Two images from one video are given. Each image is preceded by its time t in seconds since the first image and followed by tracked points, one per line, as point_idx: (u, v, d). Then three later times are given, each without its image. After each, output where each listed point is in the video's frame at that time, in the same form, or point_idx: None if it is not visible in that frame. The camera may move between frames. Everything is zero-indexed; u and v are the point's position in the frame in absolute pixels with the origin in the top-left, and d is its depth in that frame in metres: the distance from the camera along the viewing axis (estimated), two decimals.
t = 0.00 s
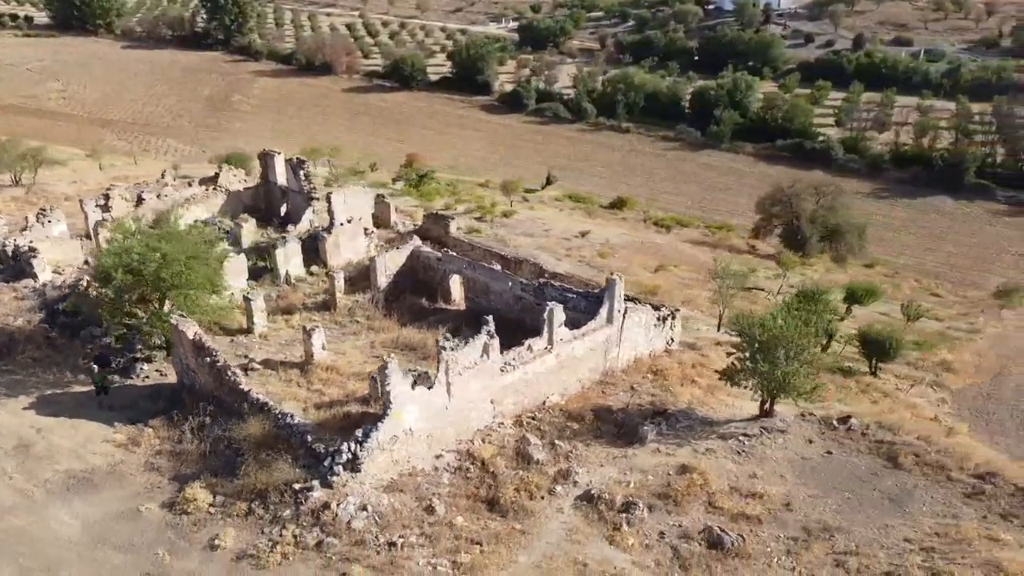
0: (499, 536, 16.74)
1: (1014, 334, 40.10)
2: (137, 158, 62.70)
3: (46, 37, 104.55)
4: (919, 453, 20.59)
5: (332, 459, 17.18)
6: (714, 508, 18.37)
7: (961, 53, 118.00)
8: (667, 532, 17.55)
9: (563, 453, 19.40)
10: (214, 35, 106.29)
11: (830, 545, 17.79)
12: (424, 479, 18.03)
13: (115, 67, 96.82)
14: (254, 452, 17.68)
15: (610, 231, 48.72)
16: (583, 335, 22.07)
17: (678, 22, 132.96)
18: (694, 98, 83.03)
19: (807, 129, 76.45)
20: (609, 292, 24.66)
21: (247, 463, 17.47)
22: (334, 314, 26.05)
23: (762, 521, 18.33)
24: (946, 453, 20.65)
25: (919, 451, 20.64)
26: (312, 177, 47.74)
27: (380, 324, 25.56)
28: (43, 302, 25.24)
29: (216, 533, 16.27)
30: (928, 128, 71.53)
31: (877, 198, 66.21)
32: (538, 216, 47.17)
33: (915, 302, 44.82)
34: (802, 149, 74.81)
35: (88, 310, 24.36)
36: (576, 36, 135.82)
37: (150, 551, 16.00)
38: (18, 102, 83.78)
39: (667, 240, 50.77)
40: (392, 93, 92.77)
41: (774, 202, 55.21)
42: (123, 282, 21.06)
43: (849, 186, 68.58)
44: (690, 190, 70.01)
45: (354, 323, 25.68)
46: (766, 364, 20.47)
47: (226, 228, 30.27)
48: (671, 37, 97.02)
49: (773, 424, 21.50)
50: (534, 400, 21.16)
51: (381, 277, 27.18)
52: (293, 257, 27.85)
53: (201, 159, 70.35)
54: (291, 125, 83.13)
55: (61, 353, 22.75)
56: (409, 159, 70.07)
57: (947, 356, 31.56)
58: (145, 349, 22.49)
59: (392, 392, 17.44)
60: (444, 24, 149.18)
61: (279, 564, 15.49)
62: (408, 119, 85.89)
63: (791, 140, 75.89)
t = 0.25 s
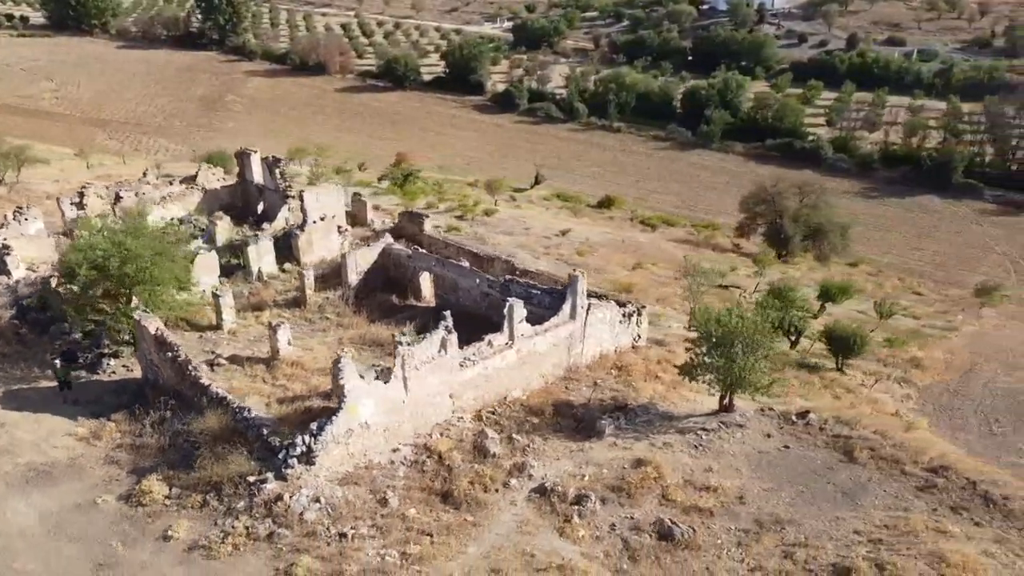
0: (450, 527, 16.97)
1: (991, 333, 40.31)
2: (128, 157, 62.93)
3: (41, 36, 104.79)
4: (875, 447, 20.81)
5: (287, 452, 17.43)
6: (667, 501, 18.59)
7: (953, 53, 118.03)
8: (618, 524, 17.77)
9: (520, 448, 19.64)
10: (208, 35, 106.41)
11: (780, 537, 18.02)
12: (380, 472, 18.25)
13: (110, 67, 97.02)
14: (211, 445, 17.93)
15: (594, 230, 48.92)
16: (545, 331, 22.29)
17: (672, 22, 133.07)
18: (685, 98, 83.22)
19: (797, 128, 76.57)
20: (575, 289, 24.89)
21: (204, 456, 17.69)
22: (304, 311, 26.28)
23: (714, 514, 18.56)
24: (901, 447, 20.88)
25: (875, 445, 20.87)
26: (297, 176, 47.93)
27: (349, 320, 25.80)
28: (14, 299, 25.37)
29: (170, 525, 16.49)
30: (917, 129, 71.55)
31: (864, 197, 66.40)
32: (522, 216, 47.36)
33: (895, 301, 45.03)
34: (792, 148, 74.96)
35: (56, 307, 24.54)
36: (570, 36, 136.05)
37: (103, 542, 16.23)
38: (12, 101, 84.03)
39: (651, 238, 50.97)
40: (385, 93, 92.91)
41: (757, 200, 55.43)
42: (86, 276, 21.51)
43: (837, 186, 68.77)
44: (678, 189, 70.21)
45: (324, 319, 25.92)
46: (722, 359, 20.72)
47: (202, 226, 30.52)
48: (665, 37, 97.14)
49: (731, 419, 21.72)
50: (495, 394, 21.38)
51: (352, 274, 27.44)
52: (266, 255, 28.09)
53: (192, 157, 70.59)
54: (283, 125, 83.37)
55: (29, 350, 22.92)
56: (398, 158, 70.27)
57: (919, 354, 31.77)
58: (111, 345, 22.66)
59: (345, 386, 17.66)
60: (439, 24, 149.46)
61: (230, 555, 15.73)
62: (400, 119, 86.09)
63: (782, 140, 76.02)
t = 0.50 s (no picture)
0: (408, 521, 17.13)
1: (971, 331, 40.50)
2: (118, 156, 63.15)
3: (37, 36, 105.04)
4: (837, 442, 20.98)
5: (247, 446, 17.58)
6: (626, 494, 18.77)
7: (947, 53, 118.00)
8: (576, 518, 17.93)
9: (483, 443, 19.80)
10: (204, 35, 106.62)
11: (737, 531, 18.18)
12: (341, 467, 18.41)
13: (105, 66, 97.26)
14: (173, 439, 18.10)
15: (580, 229, 49.10)
16: (512, 327, 22.44)
17: (667, 21, 133.22)
18: (678, 97, 83.37)
19: (789, 128, 76.74)
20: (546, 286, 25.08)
21: (165, 450, 17.87)
22: (278, 307, 26.48)
23: (673, 508, 18.72)
24: (863, 443, 21.05)
25: (837, 441, 21.04)
26: (285, 175, 48.13)
27: (323, 317, 25.97)
28: None
29: (129, 518, 16.67)
30: (908, 127, 71.62)
31: (853, 197, 66.55)
32: (508, 215, 47.54)
33: (877, 300, 45.20)
34: (783, 147, 75.12)
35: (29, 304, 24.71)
36: (565, 36, 136.23)
37: (63, 535, 16.40)
38: (6, 101, 84.28)
39: (637, 237, 51.14)
40: (378, 92, 93.11)
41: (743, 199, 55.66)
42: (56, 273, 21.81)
43: (827, 185, 68.92)
44: (668, 189, 70.40)
45: (297, 316, 26.10)
46: (683, 355, 20.94)
47: (178, 225, 30.72)
48: (659, 37, 97.28)
49: (696, 415, 21.89)
50: (461, 390, 21.54)
51: (328, 272, 27.60)
52: (241, 253, 28.26)
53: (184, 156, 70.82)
54: (277, 125, 83.61)
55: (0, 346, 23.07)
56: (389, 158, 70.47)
57: (894, 352, 31.93)
58: (82, 341, 22.89)
59: (305, 380, 17.80)
60: (435, 24, 149.69)
61: (187, 547, 15.90)
62: (393, 118, 86.25)
63: (773, 139, 76.17)
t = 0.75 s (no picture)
0: (360, 514, 17.29)
1: (949, 330, 40.65)
2: (108, 155, 63.29)
3: (32, 36, 105.17)
4: (795, 438, 21.13)
5: (201, 440, 17.74)
6: (581, 488, 18.94)
7: (940, 52, 117.95)
8: (529, 512, 18.09)
9: (441, 437, 19.96)
10: (198, 34, 106.76)
11: (690, 525, 18.34)
12: (297, 461, 18.56)
13: (99, 66, 97.40)
14: (130, 433, 18.27)
15: (563, 228, 49.26)
16: (475, 323, 22.60)
17: (661, 21, 133.28)
18: (669, 97, 83.52)
19: (779, 128, 76.85)
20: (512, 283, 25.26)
21: (122, 444, 18.03)
22: (248, 304, 26.64)
23: (627, 502, 18.87)
24: (821, 438, 21.20)
25: (795, 436, 21.20)
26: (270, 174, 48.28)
27: (292, 315, 26.13)
28: None
29: (83, 511, 16.81)
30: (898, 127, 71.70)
31: (841, 196, 66.69)
32: (491, 214, 47.69)
33: (858, 299, 45.35)
34: (772, 147, 75.23)
35: None
36: (559, 36, 136.33)
37: (17, 527, 16.54)
38: None
39: (622, 236, 51.28)
40: (371, 92, 93.23)
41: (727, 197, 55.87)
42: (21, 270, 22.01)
43: (815, 184, 69.06)
44: (656, 188, 70.55)
45: (266, 313, 26.27)
46: (641, 350, 21.19)
47: (152, 223, 30.97)
48: (653, 37, 97.39)
49: (656, 411, 22.05)
50: (423, 386, 21.68)
51: (299, 269, 27.74)
52: (213, 250, 28.46)
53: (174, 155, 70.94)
54: (268, 124, 83.77)
55: None
56: (379, 157, 70.64)
57: (866, 349, 32.08)
58: (48, 337, 23.12)
59: (260, 375, 17.94)
60: (429, 24, 149.83)
61: (139, 539, 16.01)
62: (384, 118, 86.34)
63: (763, 139, 76.27)
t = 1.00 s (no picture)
0: (318, 508, 17.39)
1: (930, 328, 40.72)
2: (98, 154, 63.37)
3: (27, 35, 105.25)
4: (758, 433, 21.23)
5: (161, 435, 17.88)
6: (541, 483, 19.06)
7: (934, 52, 117.88)
8: (488, 506, 18.20)
9: (404, 433, 20.06)
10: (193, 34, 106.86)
11: (649, 519, 18.44)
12: (258, 456, 18.66)
13: (93, 66, 97.50)
14: (92, 429, 18.39)
15: (549, 227, 49.36)
16: (442, 320, 22.73)
17: (656, 21, 133.28)
18: (662, 97, 83.62)
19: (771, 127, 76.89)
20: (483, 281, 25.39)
21: (83, 439, 18.15)
22: (221, 302, 26.75)
23: (587, 497, 18.98)
24: (784, 433, 21.30)
25: (758, 432, 21.30)
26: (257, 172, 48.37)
27: (265, 312, 26.23)
28: None
29: (42, 505, 16.90)
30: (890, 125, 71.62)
31: (831, 195, 66.78)
32: (477, 213, 47.79)
33: (841, 297, 45.43)
34: (764, 146, 75.29)
35: None
36: (554, 35, 136.38)
37: None
38: None
39: (608, 235, 51.36)
40: (365, 91, 93.32)
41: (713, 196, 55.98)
42: None
43: (804, 184, 69.14)
44: (647, 187, 70.63)
45: (239, 310, 26.39)
46: (604, 346, 21.52)
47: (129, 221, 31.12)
48: (647, 37, 97.45)
49: (622, 407, 22.15)
50: (389, 381, 21.78)
51: (273, 266, 27.81)
52: (188, 248, 28.55)
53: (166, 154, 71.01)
54: (261, 123, 83.86)
55: None
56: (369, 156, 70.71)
57: (841, 346, 32.18)
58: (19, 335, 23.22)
59: (220, 371, 18.06)
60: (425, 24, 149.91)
61: (95, 533, 16.11)
62: (377, 117, 86.41)
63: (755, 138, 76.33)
